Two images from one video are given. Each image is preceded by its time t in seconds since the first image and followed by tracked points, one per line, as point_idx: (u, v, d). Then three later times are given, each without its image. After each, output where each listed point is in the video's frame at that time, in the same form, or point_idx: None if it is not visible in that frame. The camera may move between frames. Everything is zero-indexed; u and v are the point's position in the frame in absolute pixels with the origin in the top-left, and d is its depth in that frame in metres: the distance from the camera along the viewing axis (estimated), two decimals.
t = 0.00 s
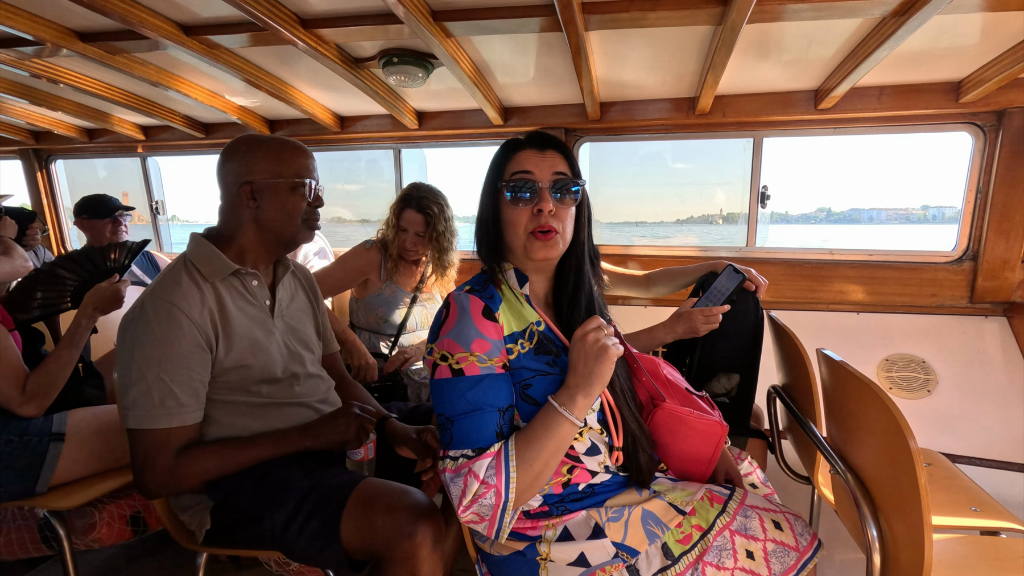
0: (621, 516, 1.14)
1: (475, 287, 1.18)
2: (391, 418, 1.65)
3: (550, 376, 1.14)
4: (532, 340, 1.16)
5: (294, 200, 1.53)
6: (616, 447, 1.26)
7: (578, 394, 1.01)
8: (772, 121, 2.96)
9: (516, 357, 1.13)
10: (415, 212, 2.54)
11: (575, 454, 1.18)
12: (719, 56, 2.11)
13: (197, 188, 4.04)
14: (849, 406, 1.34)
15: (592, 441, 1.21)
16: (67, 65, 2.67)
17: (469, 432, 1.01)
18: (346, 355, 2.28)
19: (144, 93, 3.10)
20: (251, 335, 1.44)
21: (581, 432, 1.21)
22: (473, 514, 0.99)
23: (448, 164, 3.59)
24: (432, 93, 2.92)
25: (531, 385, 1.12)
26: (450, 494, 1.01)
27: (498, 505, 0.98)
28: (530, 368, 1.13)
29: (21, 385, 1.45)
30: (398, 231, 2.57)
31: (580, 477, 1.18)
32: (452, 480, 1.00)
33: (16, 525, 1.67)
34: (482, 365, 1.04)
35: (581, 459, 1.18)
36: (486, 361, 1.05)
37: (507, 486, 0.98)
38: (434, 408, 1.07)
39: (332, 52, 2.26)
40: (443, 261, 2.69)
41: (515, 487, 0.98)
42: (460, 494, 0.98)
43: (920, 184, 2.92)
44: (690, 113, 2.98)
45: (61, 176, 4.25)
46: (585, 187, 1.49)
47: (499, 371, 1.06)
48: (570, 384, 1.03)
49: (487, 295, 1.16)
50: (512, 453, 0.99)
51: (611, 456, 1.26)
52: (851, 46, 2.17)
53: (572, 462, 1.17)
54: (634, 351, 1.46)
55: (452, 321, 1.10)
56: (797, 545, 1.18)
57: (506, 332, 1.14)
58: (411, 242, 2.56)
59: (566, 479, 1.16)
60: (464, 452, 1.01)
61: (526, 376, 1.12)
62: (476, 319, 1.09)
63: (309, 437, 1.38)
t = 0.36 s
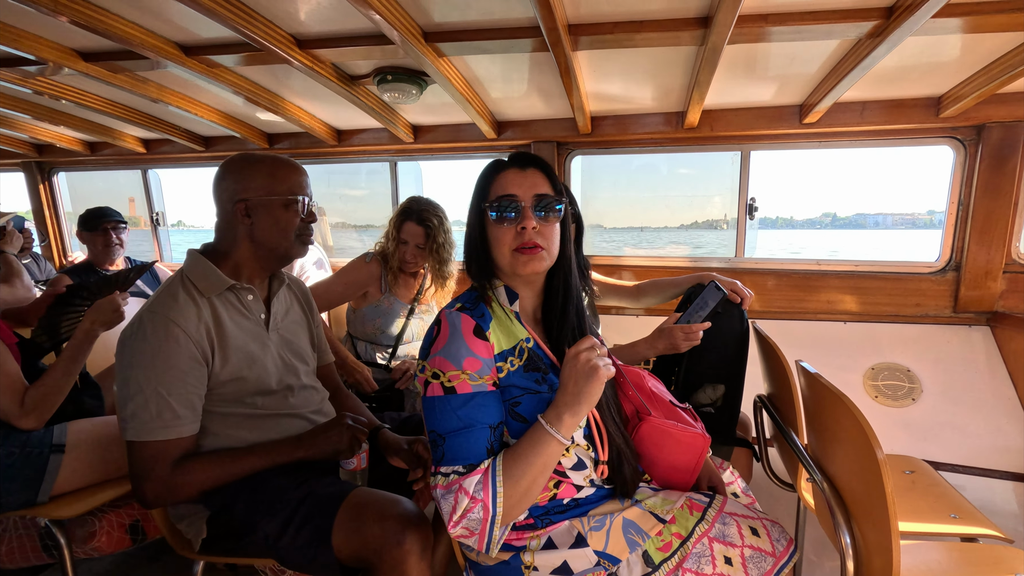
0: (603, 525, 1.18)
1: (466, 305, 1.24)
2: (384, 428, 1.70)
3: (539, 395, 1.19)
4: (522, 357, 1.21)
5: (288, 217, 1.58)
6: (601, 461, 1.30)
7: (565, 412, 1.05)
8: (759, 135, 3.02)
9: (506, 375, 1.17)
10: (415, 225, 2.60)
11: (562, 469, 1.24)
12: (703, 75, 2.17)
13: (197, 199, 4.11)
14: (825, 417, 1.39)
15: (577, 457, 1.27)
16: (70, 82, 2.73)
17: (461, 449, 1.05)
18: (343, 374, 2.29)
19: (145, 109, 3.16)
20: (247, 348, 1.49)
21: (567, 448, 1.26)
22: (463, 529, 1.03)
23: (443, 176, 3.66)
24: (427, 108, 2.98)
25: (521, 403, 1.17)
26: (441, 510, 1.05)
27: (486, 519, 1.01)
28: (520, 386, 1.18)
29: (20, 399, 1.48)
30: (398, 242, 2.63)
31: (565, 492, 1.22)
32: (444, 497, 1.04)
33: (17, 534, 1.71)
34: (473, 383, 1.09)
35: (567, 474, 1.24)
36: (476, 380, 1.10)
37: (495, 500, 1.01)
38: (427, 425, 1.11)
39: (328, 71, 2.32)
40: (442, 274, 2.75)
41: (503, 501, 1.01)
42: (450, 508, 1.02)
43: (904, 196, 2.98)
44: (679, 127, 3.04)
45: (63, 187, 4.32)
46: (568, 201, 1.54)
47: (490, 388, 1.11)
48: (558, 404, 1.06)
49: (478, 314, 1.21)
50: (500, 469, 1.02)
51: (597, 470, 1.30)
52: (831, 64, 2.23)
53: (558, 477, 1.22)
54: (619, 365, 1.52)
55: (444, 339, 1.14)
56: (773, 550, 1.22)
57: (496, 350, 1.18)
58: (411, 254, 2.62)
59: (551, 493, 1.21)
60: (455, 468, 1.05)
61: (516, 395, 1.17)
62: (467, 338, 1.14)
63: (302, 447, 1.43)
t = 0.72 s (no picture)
0: (609, 530, 1.21)
1: (464, 319, 1.27)
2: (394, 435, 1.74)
3: (540, 406, 1.20)
4: (522, 368, 1.23)
5: (299, 227, 1.61)
6: (608, 467, 1.31)
7: (471, 483, 0.93)
8: (762, 144, 3.05)
9: (502, 387, 1.19)
10: (420, 233, 2.64)
11: (568, 476, 1.24)
12: (707, 87, 2.20)
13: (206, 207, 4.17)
14: (827, 424, 1.42)
15: (583, 464, 1.27)
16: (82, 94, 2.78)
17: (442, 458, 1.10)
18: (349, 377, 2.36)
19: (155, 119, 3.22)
20: (260, 356, 1.52)
21: (573, 456, 1.25)
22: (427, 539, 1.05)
23: (449, 184, 3.71)
24: (433, 118, 3.03)
25: (522, 415, 1.19)
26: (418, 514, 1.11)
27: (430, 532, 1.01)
28: (518, 398, 1.19)
29: (39, 404, 1.50)
30: (404, 250, 2.65)
31: (573, 499, 1.25)
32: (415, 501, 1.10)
33: (34, 537, 1.74)
34: (459, 399, 1.12)
35: (574, 481, 1.25)
36: (463, 395, 1.12)
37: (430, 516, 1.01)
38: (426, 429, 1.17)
39: (337, 83, 2.37)
40: (447, 281, 2.79)
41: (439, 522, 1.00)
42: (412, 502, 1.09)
43: (905, 204, 3.01)
44: (682, 136, 3.08)
45: (73, 195, 4.38)
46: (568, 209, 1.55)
47: (476, 404, 1.13)
48: (459, 477, 0.93)
49: (473, 328, 1.23)
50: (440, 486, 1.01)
51: (604, 475, 1.31)
52: (833, 76, 2.27)
53: (566, 485, 1.24)
54: (628, 374, 1.57)
55: (439, 351, 1.18)
56: (777, 555, 1.24)
57: (491, 363, 1.20)
58: (417, 262, 2.65)
59: (559, 500, 1.24)
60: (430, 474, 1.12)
61: (515, 406, 1.18)
62: (459, 353, 1.16)
63: (314, 454, 1.46)
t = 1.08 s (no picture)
0: (624, 537, 1.22)
1: (479, 327, 1.27)
2: (406, 438, 1.74)
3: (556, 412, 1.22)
4: (538, 376, 1.24)
5: (316, 233, 1.63)
6: (624, 475, 1.31)
7: (510, 474, 0.91)
8: (770, 151, 3.07)
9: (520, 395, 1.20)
10: (428, 240, 2.65)
11: (586, 484, 1.24)
12: (717, 95, 2.22)
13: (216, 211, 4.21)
14: (840, 431, 1.42)
15: (600, 470, 1.27)
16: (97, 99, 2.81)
17: (464, 469, 1.11)
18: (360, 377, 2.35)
19: (168, 124, 3.25)
20: (276, 359, 1.53)
21: (592, 462, 1.26)
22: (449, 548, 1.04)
23: (457, 189, 3.73)
24: (444, 124, 3.05)
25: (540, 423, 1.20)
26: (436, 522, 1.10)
27: (454, 541, 1.00)
28: (536, 405, 1.20)
29: (54, 406, 1.49)
30: (413, 257, 2.68)
31: (589, 507, 1.25)
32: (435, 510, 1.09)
33: (48, 539, 1.74)
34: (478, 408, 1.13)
35: (592, 489, 1.25)
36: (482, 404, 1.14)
37: (456, 524, 0.99)
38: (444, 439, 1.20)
39: (350, 89, 2.39)
40: (457, 288, 2.78)
41: (464, 529, 0.98)
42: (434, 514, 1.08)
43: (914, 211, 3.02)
44: (691, 143, 3.09)
45: (85, 199, 4.42)
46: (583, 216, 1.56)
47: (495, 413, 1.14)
48: (498, 467, 0.91)
49: (489, 336, 1.24)
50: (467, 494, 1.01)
51: (621, 482, 1.31)
52: (843, 85, 2.28)
53: (583, 493, 1.24)
54: (641, 380, 1.58)
55: (456, 360, 1.19)
56: (792, 562, 1.24)
57: (508, 371, 1.21)
58: (425, 268, 2.67)
59: (576, 508, 1.23)
60: (452, 485, 1.12)
61: (534, 414, 1.19)
62: (477, 361, 1.18)
63: (329, 457, 1.48)
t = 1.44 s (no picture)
0: (631, 543, 1.19)
1: (487, 329, 1.25)
2: (409, 442, 1.73)
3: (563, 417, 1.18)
4: (546, 378, 1.22)
5: (321, 235, 1.61)
6: (630, 480, 1.28)
7: (554, 492, 0.90)
8: (776, 155, 3.06)
9: (527, 398, 1.19)
10: (433, 244, 2.64)
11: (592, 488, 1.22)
12: (724, 98, 2.21)
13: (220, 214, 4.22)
14: (849, 436, 1.40)
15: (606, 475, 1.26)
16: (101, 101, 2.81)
17: (466, 474, 1.07)
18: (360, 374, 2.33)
19: (172, 126, 3.26)
20: (280, 361, 1.52)
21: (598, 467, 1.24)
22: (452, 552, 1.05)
23: (462, 193, 3.73)
24: (448, 127, 3.05)
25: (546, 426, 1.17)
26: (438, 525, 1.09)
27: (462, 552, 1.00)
28: (542, 409, 1.19)
29: (58, 409, 1.48)
30: (418, 260, 2.66)
31: (594, 511, 1.23)
32: (440, 513, 1.08)
33: (48, 542, 1.72)
34: (484, 412, 1.10)
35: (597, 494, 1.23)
36: (488, 408, 1.10)
37: (467, 538, 0.98)
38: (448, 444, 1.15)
39: (354, 91, 2.39)
40: (463, 293, 2.75)
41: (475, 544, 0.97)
42: (440, 523, 1.06)
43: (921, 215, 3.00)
44: (696, 146, 3.08)
45: (89, 201, 4.43)
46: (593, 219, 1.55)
47: (501, 417, 1.11)
48: (545, 484, 0.90)
49: (497, 338, 1.22)
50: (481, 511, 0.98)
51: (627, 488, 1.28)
52: (850, 88, 2.27)
53: (589, 497, 1.21)
54: (646, 384, 1.57)
55: (463, 363, 1.16)
56: (801, 571, 1.22)
57: (515, 374, 1.19)
58: (430, 272, 2.65)
59: (582, 512, 1.20)
60: (456, 490, 1.08)
61: (541, 417, 1.18)
62: (484, 364, 1.15)
63: (332, 460, 1.46)
